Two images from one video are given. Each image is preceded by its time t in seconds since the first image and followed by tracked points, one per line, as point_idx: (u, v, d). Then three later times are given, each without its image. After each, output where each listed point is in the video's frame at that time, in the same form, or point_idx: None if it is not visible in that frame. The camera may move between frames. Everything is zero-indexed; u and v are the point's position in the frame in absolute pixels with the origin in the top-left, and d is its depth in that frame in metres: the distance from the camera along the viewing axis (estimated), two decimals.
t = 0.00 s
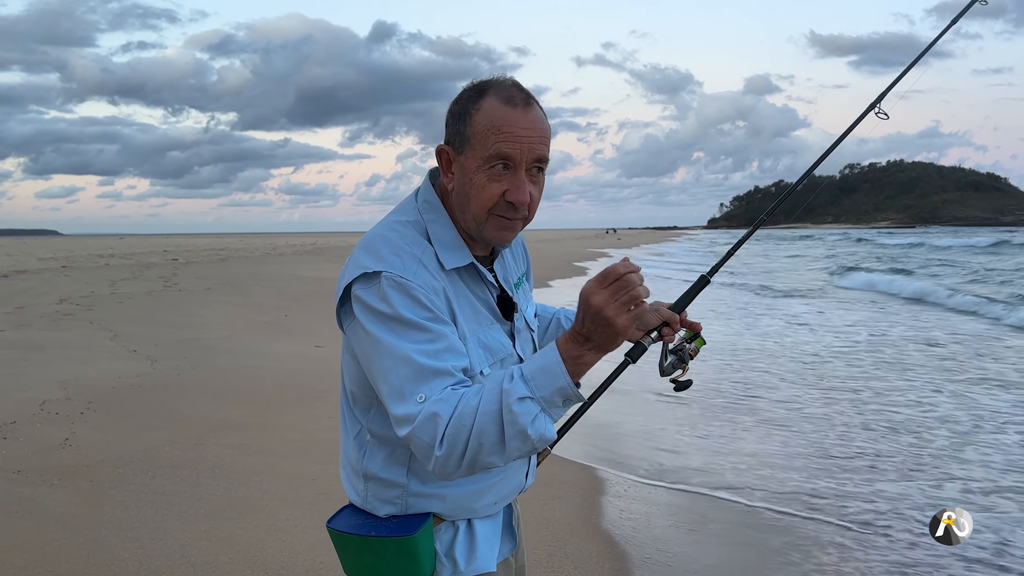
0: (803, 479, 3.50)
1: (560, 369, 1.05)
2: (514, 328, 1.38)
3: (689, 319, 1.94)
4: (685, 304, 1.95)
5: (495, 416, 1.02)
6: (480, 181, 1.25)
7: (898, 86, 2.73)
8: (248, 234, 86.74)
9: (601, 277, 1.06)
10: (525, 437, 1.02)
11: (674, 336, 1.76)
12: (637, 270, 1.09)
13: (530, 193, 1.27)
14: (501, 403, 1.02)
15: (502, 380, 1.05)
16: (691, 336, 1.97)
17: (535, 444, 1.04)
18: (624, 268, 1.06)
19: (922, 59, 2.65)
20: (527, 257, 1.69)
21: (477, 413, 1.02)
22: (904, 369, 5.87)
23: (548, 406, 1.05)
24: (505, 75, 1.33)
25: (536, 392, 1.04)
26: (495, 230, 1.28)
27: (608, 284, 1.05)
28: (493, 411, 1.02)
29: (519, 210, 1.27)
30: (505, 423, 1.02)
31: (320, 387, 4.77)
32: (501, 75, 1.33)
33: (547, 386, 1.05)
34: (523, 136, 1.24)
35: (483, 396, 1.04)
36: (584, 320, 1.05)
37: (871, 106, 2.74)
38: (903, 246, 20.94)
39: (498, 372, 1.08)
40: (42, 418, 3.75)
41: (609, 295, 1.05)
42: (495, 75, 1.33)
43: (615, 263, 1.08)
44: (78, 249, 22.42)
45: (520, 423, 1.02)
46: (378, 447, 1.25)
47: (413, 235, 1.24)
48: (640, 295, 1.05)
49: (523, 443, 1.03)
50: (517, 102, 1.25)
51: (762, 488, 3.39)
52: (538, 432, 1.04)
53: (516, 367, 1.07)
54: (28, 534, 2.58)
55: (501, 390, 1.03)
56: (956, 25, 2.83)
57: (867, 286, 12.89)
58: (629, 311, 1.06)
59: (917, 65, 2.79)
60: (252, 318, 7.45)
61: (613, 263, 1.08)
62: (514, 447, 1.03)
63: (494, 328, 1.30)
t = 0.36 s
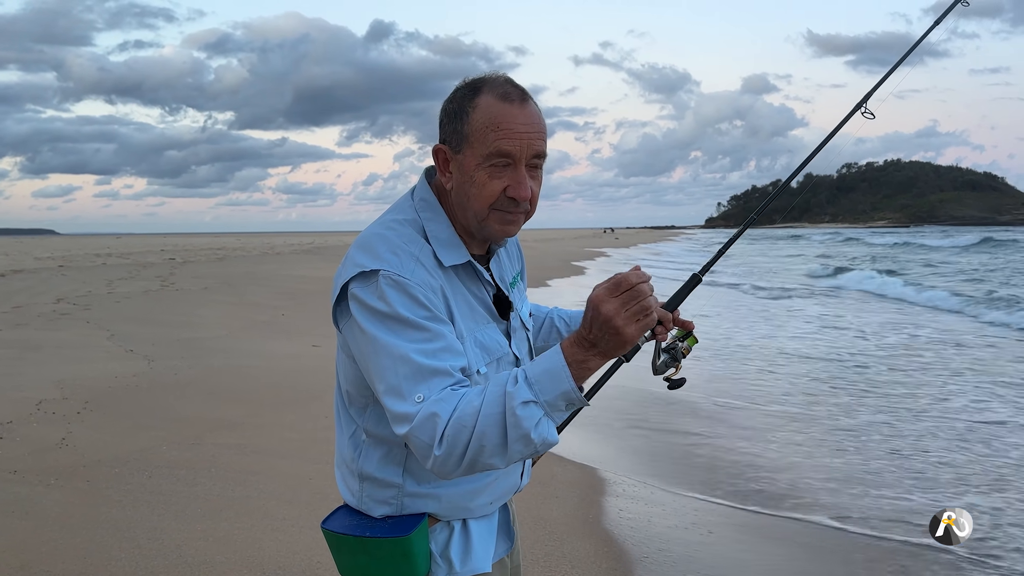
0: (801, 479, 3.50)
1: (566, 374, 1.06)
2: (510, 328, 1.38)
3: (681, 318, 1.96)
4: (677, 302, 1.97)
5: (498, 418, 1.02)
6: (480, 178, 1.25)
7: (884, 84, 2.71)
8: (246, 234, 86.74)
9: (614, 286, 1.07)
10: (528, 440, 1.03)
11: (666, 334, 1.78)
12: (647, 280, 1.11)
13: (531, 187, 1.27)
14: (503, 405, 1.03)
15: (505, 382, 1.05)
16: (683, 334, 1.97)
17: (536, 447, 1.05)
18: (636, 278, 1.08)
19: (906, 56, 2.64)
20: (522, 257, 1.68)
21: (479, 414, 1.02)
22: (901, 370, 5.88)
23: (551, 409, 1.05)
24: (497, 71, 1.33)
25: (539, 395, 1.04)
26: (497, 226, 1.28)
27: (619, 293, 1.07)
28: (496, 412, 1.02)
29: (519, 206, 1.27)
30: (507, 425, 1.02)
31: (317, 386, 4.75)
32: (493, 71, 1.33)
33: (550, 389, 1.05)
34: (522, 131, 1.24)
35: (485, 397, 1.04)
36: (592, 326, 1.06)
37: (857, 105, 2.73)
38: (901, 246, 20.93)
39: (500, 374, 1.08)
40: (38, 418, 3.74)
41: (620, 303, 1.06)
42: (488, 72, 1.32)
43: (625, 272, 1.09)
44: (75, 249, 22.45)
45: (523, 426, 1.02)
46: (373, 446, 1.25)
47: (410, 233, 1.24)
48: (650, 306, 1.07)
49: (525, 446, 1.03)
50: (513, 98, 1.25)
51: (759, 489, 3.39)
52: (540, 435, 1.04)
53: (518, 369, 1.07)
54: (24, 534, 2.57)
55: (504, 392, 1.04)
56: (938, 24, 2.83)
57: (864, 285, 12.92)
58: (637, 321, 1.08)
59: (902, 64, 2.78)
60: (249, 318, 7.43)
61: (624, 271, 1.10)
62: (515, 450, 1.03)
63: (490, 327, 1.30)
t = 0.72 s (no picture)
0: (800, 481, 3.50)
1: (564, 363, 1.05)
2: (511, 325, 1.38)
3: (682, 316, 1.93)
4: (678, 300, 1.95)
5: (497, 410, 1.02)
6: (477, 175, 1.24)
7: (892, 74, 2.66)
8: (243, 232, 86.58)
9: (608, 272, 1.08)
10: (528, 431, 1.02)
11: (666, 333, 1.77)
12: (641, 267, 1.12)
13: (527, 183, 1.26)
14: (503, 397, 1.02)
15: (505, 374, 1.05)
16: (684, 332, 1.95)
17: (537, 438, 1.04)
18: (631, 264, 1.09)
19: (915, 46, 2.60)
20: (521, 254, 1.66)
21: (479, 406, 1.02)
22: (899, 369, 5.87)
23: (550, 399, 1.05)
24: (491, 68, 1.33)
25: (538, 386, 1.04)
26: (495, 223, 1.27)
27: (614, 279, 1.08)
28: (496, 404, 1.02)
29: (517, 201, 1.26)
30: (507, 417, 1.01)
31: (315, 385, 4.74)
32: (488, 69, 1.32)
33: (549, 379, 1.04)
34: (517, 126, 1.23)
35: (484, 389, 1.03)
36: (588, 313, 1.06)
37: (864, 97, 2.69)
38: (900, 244, 20.91)
39: (499, 366, 1.07)
40: (35, 416, 3.72)
41: (615, 289, 1.07)
42: (482, 69, 1.32)
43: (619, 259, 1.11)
44: (71, 247, 22.36)
45: (523, 417, 1.01)
46: (373, 445, 1.24)
47: (408, 230, 1.23)
48: (646, 291, 1.08)
49: (525, 437, 1.03)
50: (508, 93, 1.25)
51: (758, 490, 3.39)
52: (541, 426, 1.03)
53: (517, 361, 1.07)
54: (22, 533, 2.56)
55: (503, 384, 1.03)
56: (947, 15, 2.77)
57: (862, 283, 12.92)
58: (633, 306, 1.08)
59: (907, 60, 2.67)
60: (247, 316, 7.41)
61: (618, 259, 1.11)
62: (516, 441, 1.03)
63: (491, 324, 1.29)
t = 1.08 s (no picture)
0: (798, 476, 3.51)
1: (554, 348, 1.06)
2: (510, 319, 1.37)
3: (682, 313, 1.94)
4: (677, 298, 1.95)
5: (491, 399, 1.02)
6: (470, 170, 1.24)
7: (894, 72, 2.75)
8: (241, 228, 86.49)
9: (591, 253, 1.06)
10: (523, 417, 1.02)
11: (665, 330, 1.80)
12: (625, 244, 1.10)
13: (521, 177, 1.26)
14: (496, 384, 1.02)
15: (496, 363, 1.05)
16: (684, 330, 1.96)
17: (532, 424, 1.04)
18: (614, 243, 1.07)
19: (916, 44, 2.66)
20: (521, 249, 1.66)
21: (472, 397, 1.02)
22: (897, 365, 5.89)
23: (543, 384, 1.05)
24: (484, 63, 1.33)
25: (531, 372, 1.04)
26: (490, 218, 1.27)
27: (598, 259, 1.05)
28: (489, 393, 1.02)
29: (512, 196, 1.26)
30: (501, 405, 1.02)
31: (313, 381, 4.75)
32: (480, 64, 1.32)
33: (540, 364, 1.05)
34: (509, 121, 1.23)
35: (477, 379, 1.03)
36: (575, 296, 1.05)
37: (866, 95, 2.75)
38: (899, 240, 20.93)
39: (490, 356, 1.08)
40: (33, 413, 3.72)
41: (599, 269, 1.05)
42: (474, 64, 1.32)
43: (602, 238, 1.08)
44: (70, 243, 22.35)
45: (516, 404, 1.02)
46: (371, 442, 1.24)
47: (404, 225, 1.23)
48: (630, 269, 1.06)
49: (521, 423, 1.03)
50: (500, 88, 1.25)
51: (756, 486, 3.40)
52: (535, 411, 1.04)
53: (509, 349, 1.07)
54: (20, 530, 2.56)
55: (495, 371, 1.03)
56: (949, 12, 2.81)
57: (860, 279, 12.94)
58: (620, 284, 1.06)
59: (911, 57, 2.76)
60: (245, 312, 7.41)
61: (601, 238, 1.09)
62: (511, 429, 1.03)
63: (490, 318, 1.29)
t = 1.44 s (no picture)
0: (796, 473, 3.51)
1: (548, 331, 1.07)
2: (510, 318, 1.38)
3: (678, 311, 1.93)
4: (673, 295, 1.95)
5: (491, 391, 1.02)
6: (465, 173, 1.24)
7: (889, 67, 2.66)
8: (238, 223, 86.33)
9: (570, 234, 1.09)
10: (525, 405, 1.03)
11: (662, 328, 1.78)
12: (599, 224, 1.13)
13: (516, 179, 1.26)
14: (495, 376, 1.03)
15: (492, 354, 1.05)
16: (680, 328, 1.95)
17: (534, 411, 1.05)
18: (590, 222, 1.10)
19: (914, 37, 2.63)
20: (518, 248, 1.66)
21: (473, 392, 1.02)
22: (894, 362, 5.90)
23: (541, 369, 1.06)
24: (483, 64, 1.32)
25: (528, 359, 1.05)
26: (486, 220, 1.27)
27: (579, 238, 1.09)
28: (489, 386, 1.02)
29: (507, 199, 1.25)
30: (503, 396, 1.02)
31: (310, 377, 4.75)
32: (479, 64, 1.32)
33: (535, 350, 1.06)
34: (504, 123, 1.23)
35: (477, 373, 1.04)
36: (561, 278, 1.08)
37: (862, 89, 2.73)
38: (897, 236, 20.96)
39: (483, 351, 1.08)
40: (30, 409, 3.72)
41: (581, 248, 1.08)
42: (473, 65, 1.31)
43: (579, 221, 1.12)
44: (66, 239, 22.31)
45: (518, 392, 1.02)
46: (369, 442, 1.24)
47: (404, 226, 1.23)
48: (610, 244, 1.09)
49: (523, 412, 1.04)
50: (496, 90, 1.24)
51: (753, 482, 3.41)
52: (535, 398, 1.05)
53: (507, 338, 1.08)
54: (17, 527, 2.56)
55: (492, 363, 1.04)
56: (944, 9, 2.78)
57: (857, 275, 12.95)
58: (601, 261, 1.09)
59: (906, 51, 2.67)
60: (242, 308, 7.40)
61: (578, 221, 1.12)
62: (515, 418, 1.03)
63: (490, 316, 1.29)
